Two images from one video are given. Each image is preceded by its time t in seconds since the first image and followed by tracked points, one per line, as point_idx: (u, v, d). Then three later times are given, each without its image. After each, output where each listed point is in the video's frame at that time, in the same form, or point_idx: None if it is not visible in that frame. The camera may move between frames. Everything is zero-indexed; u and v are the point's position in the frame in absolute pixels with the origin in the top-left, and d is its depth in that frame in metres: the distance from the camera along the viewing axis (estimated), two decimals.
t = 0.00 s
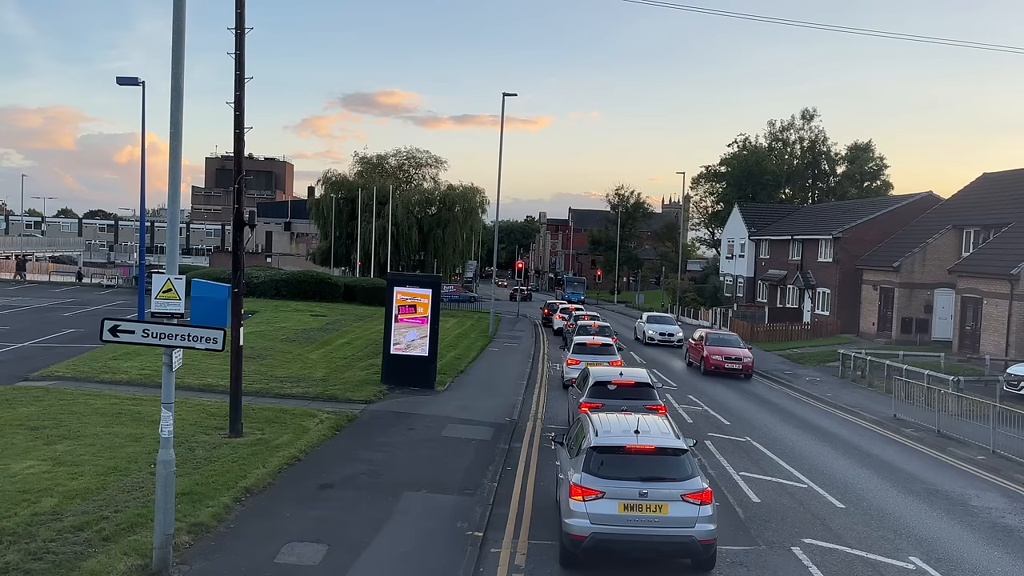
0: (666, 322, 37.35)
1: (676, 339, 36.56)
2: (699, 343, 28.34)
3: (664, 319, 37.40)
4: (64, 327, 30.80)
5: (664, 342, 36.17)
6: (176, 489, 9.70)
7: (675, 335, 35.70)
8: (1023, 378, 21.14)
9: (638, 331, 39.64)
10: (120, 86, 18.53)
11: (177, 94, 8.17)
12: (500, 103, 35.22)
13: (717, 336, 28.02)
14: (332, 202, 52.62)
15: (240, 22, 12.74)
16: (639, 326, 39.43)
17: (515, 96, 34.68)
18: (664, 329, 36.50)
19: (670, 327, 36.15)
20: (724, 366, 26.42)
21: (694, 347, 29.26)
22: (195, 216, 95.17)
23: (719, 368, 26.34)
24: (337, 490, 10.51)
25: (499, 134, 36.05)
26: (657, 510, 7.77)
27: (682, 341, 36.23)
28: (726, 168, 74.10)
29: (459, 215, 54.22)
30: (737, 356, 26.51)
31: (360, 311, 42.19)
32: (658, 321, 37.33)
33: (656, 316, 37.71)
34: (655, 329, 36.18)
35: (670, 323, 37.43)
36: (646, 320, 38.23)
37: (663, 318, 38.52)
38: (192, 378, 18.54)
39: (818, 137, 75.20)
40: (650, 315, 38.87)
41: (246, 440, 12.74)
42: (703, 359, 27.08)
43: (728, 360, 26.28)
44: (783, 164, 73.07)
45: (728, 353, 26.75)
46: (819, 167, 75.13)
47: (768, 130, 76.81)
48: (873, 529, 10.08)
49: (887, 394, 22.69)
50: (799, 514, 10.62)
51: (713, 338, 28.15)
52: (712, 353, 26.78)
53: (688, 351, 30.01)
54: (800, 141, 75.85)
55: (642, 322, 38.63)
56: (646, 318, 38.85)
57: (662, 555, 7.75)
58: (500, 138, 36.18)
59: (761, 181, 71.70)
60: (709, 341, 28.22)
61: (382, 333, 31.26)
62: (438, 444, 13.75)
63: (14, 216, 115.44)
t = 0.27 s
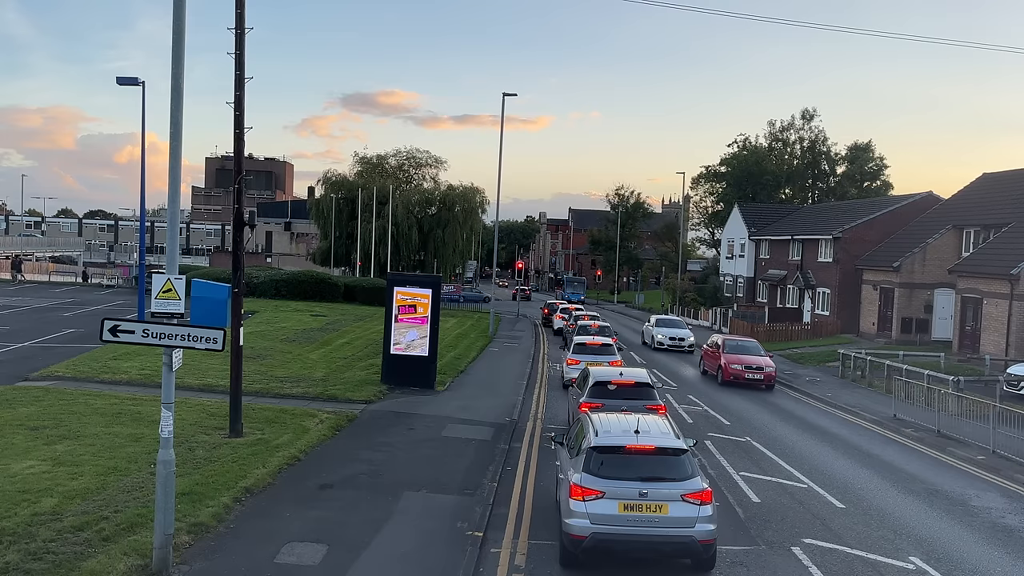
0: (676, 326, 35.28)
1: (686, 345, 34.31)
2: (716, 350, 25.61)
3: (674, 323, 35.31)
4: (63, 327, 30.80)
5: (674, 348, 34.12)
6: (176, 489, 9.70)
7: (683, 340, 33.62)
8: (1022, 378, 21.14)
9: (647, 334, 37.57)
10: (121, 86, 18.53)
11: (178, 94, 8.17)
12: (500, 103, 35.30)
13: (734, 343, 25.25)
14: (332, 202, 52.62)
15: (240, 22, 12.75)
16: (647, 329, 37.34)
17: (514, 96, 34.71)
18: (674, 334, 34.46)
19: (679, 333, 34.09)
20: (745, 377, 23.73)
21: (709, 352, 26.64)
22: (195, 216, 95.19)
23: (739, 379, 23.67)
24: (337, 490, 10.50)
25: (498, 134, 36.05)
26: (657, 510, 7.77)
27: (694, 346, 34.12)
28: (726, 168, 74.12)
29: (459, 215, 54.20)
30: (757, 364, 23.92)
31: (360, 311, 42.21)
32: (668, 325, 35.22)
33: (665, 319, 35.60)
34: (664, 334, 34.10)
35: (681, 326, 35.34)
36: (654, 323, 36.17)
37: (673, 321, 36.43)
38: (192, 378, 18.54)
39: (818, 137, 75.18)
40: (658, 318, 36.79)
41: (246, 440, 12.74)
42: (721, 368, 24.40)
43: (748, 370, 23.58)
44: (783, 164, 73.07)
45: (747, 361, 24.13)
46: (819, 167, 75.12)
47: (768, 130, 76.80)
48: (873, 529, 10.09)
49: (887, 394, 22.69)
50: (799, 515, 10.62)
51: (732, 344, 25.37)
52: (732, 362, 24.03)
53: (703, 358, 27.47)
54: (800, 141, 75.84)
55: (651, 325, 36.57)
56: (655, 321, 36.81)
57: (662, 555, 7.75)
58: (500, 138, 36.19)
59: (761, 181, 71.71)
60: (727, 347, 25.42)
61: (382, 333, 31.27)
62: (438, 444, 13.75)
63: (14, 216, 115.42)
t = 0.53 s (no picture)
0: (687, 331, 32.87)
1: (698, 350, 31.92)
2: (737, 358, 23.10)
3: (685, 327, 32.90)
4: (63, 327, 30.80)
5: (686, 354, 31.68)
6: (176, 488, 9.70)
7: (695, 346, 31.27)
8: (1023, 378, 21.14)
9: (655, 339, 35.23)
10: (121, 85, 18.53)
11: (178, 94, 8.18)
12: (501, 104, 35.49)
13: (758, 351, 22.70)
14: (332, 202, 52.64)
15: (240, 22, 12.75)
16: (656, 334, 35.02)
17: (515, 96, 34.82)
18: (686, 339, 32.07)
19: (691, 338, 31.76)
20: (770, 389, 21.14)
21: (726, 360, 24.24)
22: (195, 216, 95.23)
23: (763, 392, 21.10)
24: (337, 490, 10.51)
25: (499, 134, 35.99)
26: (657, 510, 7.77)
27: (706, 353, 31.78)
28: (726, 168, 74.16)
29: (459, 215, 54.19)
30: (784, 374, 21.36)
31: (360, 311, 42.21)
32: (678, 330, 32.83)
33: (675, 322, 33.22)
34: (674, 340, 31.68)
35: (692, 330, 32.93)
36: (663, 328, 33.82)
37: (684, 325, 34.14)
38: (192, 378, 18.54)
39: (818, 137, 75.18)
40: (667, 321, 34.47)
41: (246, 440, 12.74)
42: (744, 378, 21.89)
43: (774, 381, 21.08)
44: (783, 164, 73.09)
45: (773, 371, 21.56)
46: (819, 167, 75.10)
47: (768, 130, 76.81)
48: (873, 529, 10.09)
49: (887, 394, 22.68)
50: (799, 514, 10.62)
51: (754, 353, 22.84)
52: (755, 373, 21.50)
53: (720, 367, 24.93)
54: (800, 141, 75.82)
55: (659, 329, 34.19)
56: (663, 325, 34.53)
57: (662, 555, 7.75)
58: (500, 138, 36.25)
59: (761, 181, 71.73)
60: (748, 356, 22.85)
61: (382, 333, 31.28)
62: (439, 444, 13.76)
63: (14, 216, 115.41)
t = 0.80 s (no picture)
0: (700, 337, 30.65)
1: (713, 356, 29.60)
2: (762, 369, 20.68)
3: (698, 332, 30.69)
4: (63, 327, 30.81)
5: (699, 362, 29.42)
6: (176, 488, 9.70)
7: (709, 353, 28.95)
8: (1022, 378, 21.15)
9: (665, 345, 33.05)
10: (120, 85, 18.52)
11: (178, 94, 8.18)
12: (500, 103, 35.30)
13: (784, 361, 20.36)
14: (332, 202, 52.63)
15: (240, 22, 12.75)
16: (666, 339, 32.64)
17: (515, 96, 34.76)
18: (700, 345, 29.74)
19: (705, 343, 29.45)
20: (802, 404, 18.76)
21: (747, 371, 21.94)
22: (195, 216, 95.26)
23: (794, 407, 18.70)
24: (337, 490, 10.51)
25: (499, 134, 35.93)
26: (657, 510, 7.77)
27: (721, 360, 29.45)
28: (726, 168, 74.17)
29: (459, 215, 54.19)
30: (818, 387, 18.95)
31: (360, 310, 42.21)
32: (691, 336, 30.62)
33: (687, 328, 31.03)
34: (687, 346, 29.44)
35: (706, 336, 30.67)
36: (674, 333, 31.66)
37: (697, 330, 32.01)
38: (192, 378, 18.55)
39: (818, 137, 75.18)
40: (678, 327, 32.33)
41: (246, 440, 12.74)
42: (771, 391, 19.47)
43: (807, 395, 18.67)
44: (783, 164, 73.10)
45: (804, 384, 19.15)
46: (819, 167, 75.10)
47: (768, 130, 76.80)
48: (873, 529, 10.09)
49: (887, 394, 22.68)
50: (799, 514, 10.62)
51: (781, 365, 20.48)
52: (783, 385, 19.14)
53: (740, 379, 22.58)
54: (800, 141, 75.80)
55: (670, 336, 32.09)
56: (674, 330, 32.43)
57: (662, 555, 7.75)
58: (500, 138, 36.23)
59: (761, 181, 71.71)
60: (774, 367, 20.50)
61: (382, 333, 31.28)
62: (439, 444, 13.76)
63: (14, 216, 115.43)
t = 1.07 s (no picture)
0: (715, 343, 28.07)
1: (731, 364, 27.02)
2: (793, 382, 18.14)
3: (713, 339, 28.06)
4: (63, 327, 30.81)
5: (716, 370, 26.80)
6: (176, 488, 9.70)
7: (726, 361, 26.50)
8: (1022, 378, 21.15)
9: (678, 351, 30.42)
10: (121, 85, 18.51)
11: (178, 94, 8.17)
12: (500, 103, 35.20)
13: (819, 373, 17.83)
14: (332, 202, 52.62)
15: (240, 22, 12.75)
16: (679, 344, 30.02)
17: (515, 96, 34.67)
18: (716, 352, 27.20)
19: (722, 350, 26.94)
20: (842, 423, 16.20)
21: (776, 383, 19.39)
22: (195, 216, 95.27)
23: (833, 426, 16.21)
24: (337, 490, 10.51)
25: (499, 134, 35.93)
26: (657, 510, 7.77)
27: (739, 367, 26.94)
28: (726, 168, 74.18)
29: (459, 215, 54.18)
30: (860, 404, 16.39)
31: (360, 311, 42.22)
32: (705, 342, 28.01)
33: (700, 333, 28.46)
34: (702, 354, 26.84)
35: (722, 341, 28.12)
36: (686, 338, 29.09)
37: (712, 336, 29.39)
38: (192, 378, 18.55)
39: (818, 137, 75.15)
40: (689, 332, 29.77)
41: (247, 440, 12.75)
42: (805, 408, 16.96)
43: (848, 414, 16.10)
44: (783, 164, 73.10)
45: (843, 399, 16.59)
46: (819, 167, 75.08)
47: (768, 129, 76.79)
48: (873, 529, 10.09)
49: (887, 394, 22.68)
50: (799, 515, 10.62)
51: (813, 376, 17.87)
52: (819, 402, 16.61)
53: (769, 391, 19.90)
54: (800, 141, 75.79)
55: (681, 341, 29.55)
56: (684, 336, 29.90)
57: (662, 554, 7.75)
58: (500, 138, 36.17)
59: (761, 181, 71.71)
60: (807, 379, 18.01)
61: (382, 333, 31.28)
62: (439, 444, 13.77)
63: (14, 216, 115.44)
